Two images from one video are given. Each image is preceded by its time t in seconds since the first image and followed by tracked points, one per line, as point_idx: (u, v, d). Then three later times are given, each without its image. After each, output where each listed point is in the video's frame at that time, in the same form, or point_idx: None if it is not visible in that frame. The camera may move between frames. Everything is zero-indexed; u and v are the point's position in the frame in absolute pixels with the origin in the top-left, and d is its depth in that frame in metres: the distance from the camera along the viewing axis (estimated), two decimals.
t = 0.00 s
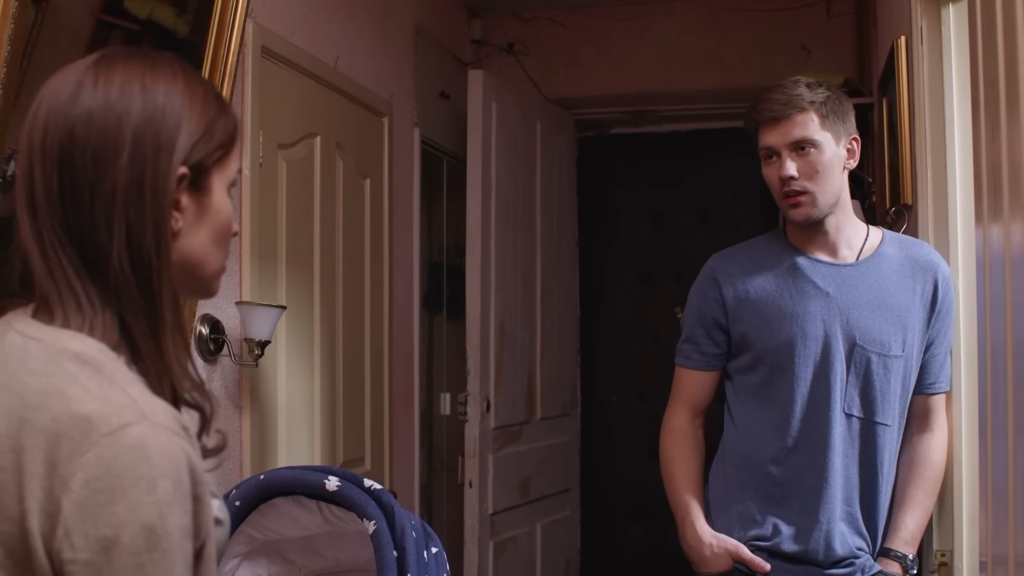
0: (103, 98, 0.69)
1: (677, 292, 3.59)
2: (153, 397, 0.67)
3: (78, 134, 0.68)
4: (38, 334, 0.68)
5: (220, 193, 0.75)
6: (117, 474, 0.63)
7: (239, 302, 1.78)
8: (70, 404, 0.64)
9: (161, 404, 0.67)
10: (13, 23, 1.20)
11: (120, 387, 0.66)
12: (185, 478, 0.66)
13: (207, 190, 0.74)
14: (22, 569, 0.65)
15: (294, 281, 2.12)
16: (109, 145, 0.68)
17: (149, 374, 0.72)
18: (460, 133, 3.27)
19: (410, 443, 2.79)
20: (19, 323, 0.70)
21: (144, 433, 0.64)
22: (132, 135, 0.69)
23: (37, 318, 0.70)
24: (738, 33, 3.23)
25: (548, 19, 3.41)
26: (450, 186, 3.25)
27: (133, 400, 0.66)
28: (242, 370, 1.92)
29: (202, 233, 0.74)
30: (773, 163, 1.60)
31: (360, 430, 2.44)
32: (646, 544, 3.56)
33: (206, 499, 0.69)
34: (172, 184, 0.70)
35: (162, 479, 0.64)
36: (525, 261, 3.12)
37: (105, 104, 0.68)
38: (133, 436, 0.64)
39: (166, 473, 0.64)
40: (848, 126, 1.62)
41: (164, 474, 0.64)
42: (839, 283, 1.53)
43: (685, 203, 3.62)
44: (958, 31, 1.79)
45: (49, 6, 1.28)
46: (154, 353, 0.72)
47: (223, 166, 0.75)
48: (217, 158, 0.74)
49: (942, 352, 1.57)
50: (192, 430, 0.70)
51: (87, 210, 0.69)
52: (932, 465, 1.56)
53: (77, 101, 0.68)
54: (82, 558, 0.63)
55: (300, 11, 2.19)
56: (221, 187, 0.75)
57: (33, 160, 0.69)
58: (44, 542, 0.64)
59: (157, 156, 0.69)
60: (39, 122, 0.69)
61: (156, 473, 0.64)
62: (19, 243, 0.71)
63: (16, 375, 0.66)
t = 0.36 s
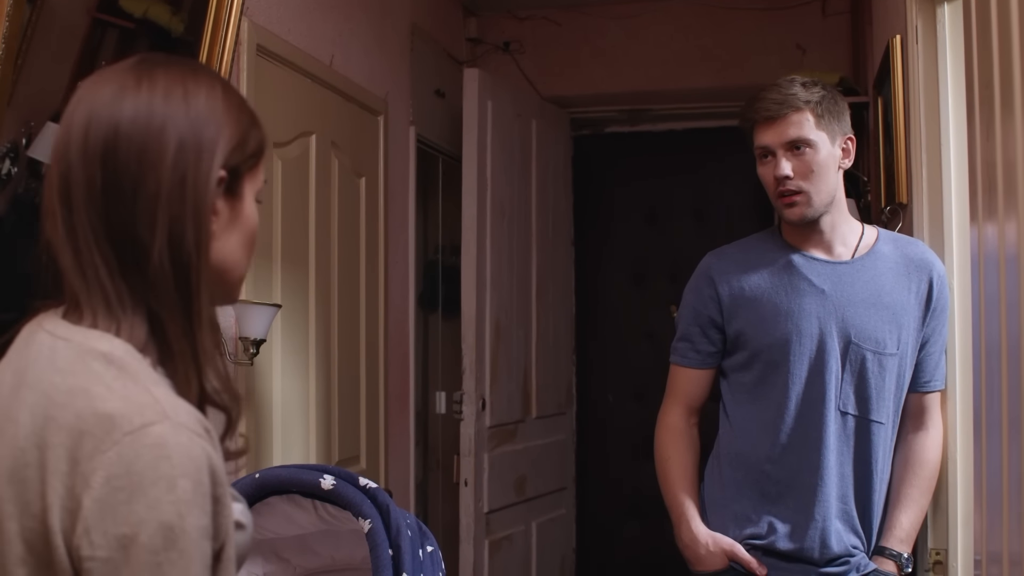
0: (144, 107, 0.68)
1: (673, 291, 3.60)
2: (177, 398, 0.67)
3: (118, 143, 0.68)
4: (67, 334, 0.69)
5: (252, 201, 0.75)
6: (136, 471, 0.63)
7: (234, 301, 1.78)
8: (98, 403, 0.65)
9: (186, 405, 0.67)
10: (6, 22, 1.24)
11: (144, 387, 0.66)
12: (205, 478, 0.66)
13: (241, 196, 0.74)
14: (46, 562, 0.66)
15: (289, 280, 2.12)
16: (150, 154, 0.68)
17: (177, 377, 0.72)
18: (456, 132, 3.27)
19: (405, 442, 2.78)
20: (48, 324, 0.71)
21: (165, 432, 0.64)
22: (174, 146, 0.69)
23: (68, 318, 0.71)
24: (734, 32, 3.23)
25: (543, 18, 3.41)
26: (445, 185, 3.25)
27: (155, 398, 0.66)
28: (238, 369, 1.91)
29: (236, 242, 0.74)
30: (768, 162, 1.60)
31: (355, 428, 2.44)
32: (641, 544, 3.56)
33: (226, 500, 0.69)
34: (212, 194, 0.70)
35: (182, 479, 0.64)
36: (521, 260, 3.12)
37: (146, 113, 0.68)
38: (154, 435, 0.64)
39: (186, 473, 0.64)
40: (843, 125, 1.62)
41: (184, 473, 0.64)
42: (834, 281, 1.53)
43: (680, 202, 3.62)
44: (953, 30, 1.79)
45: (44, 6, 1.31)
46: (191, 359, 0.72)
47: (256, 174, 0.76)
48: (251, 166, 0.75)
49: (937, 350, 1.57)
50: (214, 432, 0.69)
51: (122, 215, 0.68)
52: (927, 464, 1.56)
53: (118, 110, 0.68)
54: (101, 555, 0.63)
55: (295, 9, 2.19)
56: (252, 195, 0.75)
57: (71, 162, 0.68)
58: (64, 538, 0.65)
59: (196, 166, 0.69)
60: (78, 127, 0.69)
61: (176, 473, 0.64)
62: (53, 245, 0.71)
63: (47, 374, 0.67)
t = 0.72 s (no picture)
0: (245, 129, 0.71)
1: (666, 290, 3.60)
2: (245, 386, 0.68)
3: (224, 160, 0.70)
4: (147, 330, 0.69)
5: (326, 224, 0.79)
6: (202, 452, 0.63)
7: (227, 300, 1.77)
8: (176, 389, 0.65)
9: (254, 393, 0.68)
10: None
11: (215, 375, 0.67)
12: (270, 462, 0.66)
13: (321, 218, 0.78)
14: (117, 541, 0.65)
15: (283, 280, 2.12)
16: (249, 172, 0.70)
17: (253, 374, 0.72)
18: (450, 130, 3.27)
19: (399, 441, 2.78)
20: (130, 323, 0.71)
21: (232, 416, 0.65)
22: (275, 170, 0.71)
23: (147, 317, 0.72)
24: (728, 31, 3.23)
25: (537, 17, 3.41)
26: (439, 183, 3.25)
27: (226, 384, 0.66)
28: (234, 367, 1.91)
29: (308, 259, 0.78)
30: (762, 162, 1.61)
31: (349, 426, 2.43)
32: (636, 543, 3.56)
33: (288, 485, 0.69)
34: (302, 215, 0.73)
35: (246, 459, 0.64)
36: (515, 257, 3.12)
37: (251, 136, 0.71)
38: (221, 419, 0.64)
39: (250, 454, 0.64)
40: (836, 125, 1.63)
41: (248, 455, 0.64)
42: (827, 278, 1.54)
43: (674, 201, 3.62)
44: (946, 29, 1.79)
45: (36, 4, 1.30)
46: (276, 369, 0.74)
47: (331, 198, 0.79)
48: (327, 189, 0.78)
49: (929, 349, 1.58)
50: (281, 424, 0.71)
51: (214, 223, 0.70)
52: (920, 462, 1.57)
53: (223, 129, 0.70)
54: (169, 530, 0.62)
55: (289, 7, 2.18)
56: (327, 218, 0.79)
57: (173, 169, 0.70)
58: (134, 517, 0.64)
59: (291, 188, 0.72)
60: (179, 139, 0.70)
61: (241, 454, 0.64)
62: (141, 248, 0.72)
63: (128, 365, 0.67)
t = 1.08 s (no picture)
0: (312, 152, 0.87)
1: (659, 288, 3.61)
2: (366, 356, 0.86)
3: (294, 179, 0.86)
4: (259, 321, 0.87)
5: (398, 226, 0.92)
6: (349, 407, 0.80)
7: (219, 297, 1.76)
8: (301, 359, 0.83)
9: (375, 359, 0.85)
10: None
11: (339, 346, 0.84)
12: (400, 410, 0.83)
13: (391, 222, 0.91)
14: (270, 497, 0.82)
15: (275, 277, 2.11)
16: (319, 188, 0.86)
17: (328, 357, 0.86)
18: (442, 129, 3.27)
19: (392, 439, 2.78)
20: (239, 316, 0.89)
21: (365, 373, 0.82)
22: (339, 184, 0.86)
23: (252, 312, 0.89)
24: (720, 30, 3.24)
25: (529, 15, 3.41)
26: (432, 181, 3.24)
27: (349, 352, 0.84)
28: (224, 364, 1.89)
29: (387, 258, 0.92)
30: (754, 161, 1.61)
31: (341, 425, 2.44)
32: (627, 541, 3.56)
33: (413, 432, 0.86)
34: (369, 218, 0.88)
35: (383, 406, 0.81)
36: (507, 255, 3.12)
37: (317, 157, 0.86)
38: (358, 375, 0.81)
39: (385, 402, 0.82)
40: (828, 124, 1.63)
41: (384, 402, 0.82)
42: (819, 277, 1.54)
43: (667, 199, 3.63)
44: (938, 27, 1.79)
45: (29, 3, 1.30)
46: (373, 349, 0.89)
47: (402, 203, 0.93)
48: (396, 196, 0.91)
49: (921, 347, 1.58)
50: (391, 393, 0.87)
51: (297, 232, 0.87)
52: (911, 460, 1.57)
53: (293, 154, 0.87)
54: (323, 469, 0.79)
55: (281, 5, 2.18)
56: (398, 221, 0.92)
57: (255, 191, 0.87)
58: (290, 466, 0.81)
59: (355, 198, 0.87)
60: (260, 168, 0.87)
61: (379, 402, 0.81)
62: (241, 261, 0.89)
63: (255, 350, 0.85)
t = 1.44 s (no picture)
0: (384, 152, 0.92)
1: (651, 285, 3.62)
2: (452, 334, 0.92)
3: (367, 180, 0.92)
4: (348, 309, 0.93)
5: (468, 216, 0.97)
6: (445, 380, 0.87)
7: (211, 295, 1.76)
8: (396, 336, 0.90)
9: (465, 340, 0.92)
10: None
11: (431, 327, 0.90)
12: (490, 388, 0.90)
13: (461, 213, 0.96)
14: (371, 464, 0.89)
15: (265, 275, 2.11)
16: (393, 185, 0.91)
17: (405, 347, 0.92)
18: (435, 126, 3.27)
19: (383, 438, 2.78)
20: (325, 306, 0.95)
21: (460, 351, 0.89)
22: (412, 178, 0.91)
23: (338, 301, 0.95)
24: (713, 27, 3.24)
25: (522, 13, 3.41)
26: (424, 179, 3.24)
27: (440, 332, 0.91)
28: (214, 364, 1.89)
29: (460, 247, 0.97)
30: (746, 158, 1.61)
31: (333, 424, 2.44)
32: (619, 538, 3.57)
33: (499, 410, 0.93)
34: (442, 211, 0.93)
35: (476, 382, 0.88)
36: (500, 253, 3.12)
37: (388, 157, 0.92)
38: (454, 352, 0.88)
39: (479, 378, 0.89)
40: (820, 121, 1.63)
41: (477, 378, 0.89)
42: (811, 275, 1.55)
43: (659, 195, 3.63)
44: (930, 25, 1.79)
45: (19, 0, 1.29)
46: (454, 330, 0.95)
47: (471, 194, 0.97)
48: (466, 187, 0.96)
49: (913, 345, 1.59)
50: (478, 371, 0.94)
51: (374, 229, 0.92)
52: (903, 457, 1.58)
53: (366, 154, 0.92)
54: (423, 438, 0.86)
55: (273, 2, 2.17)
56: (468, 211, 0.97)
57: (331, 192, 0.93)
58: (391, 436, 0.88)
59: (428, 192, 0.92)
60: (335, 170, 0.93)
61: (473, 378, 0.88)
62: (322, 258, 0.95)
63: (348, 330, 0.91)
